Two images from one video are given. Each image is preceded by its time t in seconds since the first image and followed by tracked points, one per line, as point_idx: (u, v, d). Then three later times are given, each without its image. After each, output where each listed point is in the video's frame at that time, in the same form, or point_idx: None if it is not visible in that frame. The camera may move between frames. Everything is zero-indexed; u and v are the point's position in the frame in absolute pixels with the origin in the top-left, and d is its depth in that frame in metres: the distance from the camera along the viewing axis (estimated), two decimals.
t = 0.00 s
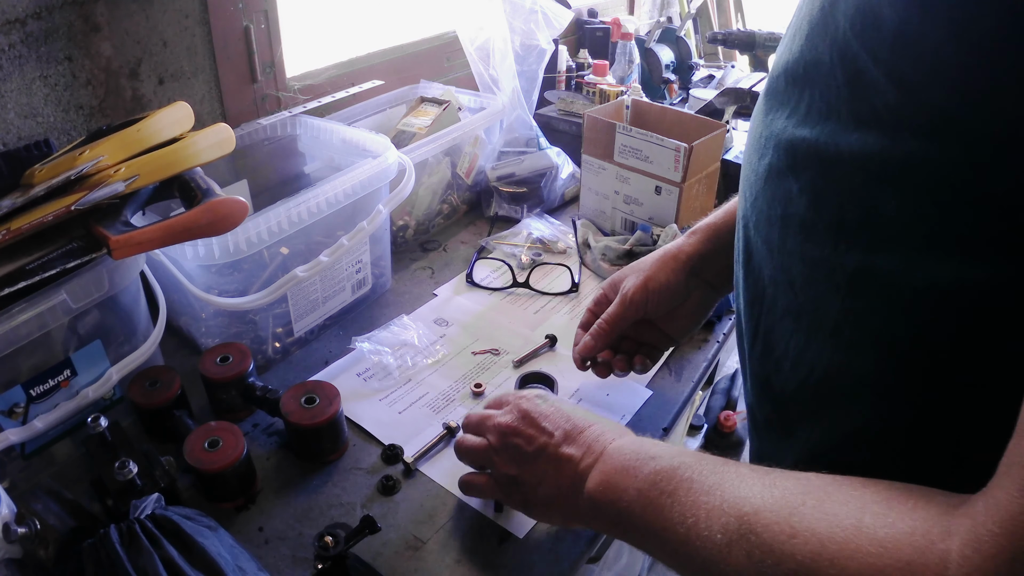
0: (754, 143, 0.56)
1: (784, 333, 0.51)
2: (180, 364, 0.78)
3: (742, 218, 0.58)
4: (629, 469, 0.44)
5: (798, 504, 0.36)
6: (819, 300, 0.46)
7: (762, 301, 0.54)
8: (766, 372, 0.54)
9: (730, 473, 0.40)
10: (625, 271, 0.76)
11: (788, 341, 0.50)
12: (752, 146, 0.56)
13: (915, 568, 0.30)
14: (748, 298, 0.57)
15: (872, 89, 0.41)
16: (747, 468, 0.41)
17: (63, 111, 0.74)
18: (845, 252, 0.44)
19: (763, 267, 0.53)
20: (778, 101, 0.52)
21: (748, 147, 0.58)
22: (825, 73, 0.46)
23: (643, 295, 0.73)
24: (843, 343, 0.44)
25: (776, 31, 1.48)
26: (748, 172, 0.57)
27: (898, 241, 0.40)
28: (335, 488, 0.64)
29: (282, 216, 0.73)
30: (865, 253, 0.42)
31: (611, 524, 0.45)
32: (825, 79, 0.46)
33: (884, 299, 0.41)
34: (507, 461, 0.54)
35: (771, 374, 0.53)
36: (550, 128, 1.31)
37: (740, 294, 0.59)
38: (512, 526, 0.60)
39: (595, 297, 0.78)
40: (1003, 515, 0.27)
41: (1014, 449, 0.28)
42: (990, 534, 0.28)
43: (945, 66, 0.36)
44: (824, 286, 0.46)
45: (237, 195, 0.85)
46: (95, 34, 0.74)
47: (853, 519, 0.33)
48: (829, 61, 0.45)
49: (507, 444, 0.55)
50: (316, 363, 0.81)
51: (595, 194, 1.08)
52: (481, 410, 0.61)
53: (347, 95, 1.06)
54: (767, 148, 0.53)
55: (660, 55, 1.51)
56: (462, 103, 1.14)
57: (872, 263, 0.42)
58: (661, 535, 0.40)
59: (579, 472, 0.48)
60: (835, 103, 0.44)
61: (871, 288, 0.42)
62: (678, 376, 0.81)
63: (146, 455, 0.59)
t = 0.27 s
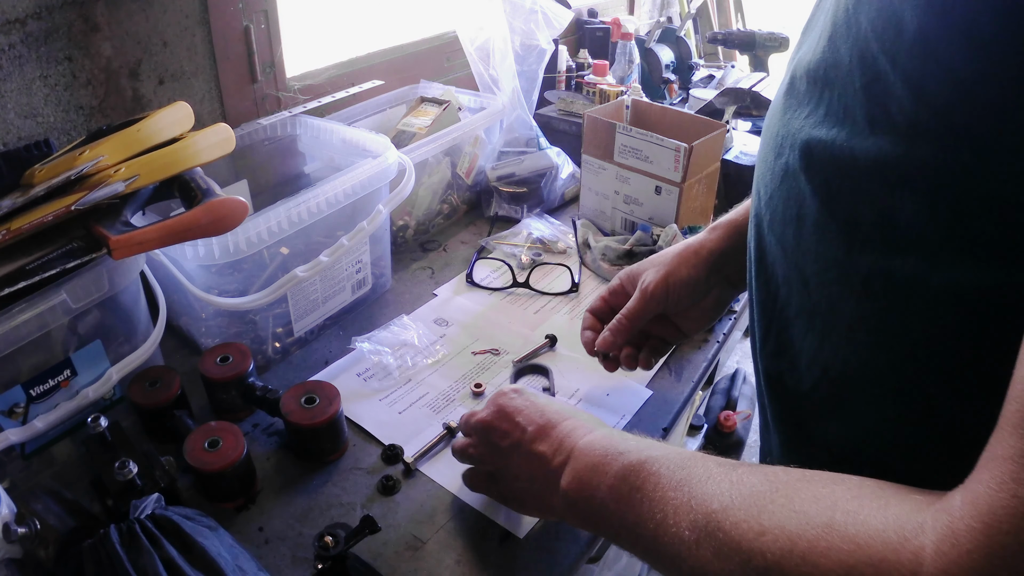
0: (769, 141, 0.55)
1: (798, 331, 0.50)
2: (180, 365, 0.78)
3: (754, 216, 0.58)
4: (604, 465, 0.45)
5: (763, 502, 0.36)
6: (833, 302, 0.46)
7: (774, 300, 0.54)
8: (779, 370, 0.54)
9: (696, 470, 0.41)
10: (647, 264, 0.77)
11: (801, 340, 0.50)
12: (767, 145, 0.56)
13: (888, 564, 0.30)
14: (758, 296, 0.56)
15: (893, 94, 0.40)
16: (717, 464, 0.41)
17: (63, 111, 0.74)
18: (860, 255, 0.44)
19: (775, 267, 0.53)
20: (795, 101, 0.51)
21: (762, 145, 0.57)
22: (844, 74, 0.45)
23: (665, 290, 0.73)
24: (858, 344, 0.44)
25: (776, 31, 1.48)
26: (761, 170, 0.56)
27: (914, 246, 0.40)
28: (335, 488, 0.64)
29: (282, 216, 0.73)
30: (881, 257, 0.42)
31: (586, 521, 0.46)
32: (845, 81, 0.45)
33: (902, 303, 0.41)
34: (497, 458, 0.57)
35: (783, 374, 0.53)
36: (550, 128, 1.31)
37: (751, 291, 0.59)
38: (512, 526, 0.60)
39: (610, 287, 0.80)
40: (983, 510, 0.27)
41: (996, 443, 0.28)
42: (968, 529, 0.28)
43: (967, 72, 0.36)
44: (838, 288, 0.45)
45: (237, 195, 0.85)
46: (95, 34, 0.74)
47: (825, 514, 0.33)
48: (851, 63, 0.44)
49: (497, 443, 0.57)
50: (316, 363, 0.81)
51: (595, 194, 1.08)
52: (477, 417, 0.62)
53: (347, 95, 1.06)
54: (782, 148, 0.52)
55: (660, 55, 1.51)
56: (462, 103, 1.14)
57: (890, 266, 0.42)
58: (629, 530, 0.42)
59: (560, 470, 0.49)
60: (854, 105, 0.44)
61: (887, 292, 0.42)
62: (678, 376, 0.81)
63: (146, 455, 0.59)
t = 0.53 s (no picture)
0: (785, 138, 0.54)
1: (811, 335, 0.49)
2: (180, 364, 0.78)
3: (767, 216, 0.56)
4: (645, 447, 0.40)
5: (812, 514, 0.32)
6: (854, 302, 0.45)
7: (787, 302, 0.52)
8: (792, 372, 0.52)
9: (746, 466, 0.35)
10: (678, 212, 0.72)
11: (815, 342, 0.49)
12: (783, 143, 0.54)
13: None
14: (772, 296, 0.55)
15: (924, 88, 0.39)
16: (772, 455, 0.35)
17: (63, 111, 0.74)
18: (881, 254, 0.42)
19: (790, 268, 0.52)
20: (811, 98, 0.50)
21: (778, 145, 0.56)
22: (868, 68, 0.43)
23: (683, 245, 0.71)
24: (878, 345, 0.43)
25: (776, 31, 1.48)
26: (777, 169, 0.55)
27: (935, 246, 0.39)
28: (335, 488, 0.64)
29: (282, 216, 0.73)
30: (903, 257, 0.41)
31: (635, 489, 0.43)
32: (868, 75, 0.43)
33: (922, 305, 0.40)
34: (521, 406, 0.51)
35: (796, 378, 0.52)
36: (550, 128, 1.31)
37: (765, 292, 0.57)
38: (512, 526, 0.60)
39: (623, 224, 0.80)
40: None
41: None
42: None
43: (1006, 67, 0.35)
44: (859, 288, 0.44)
45: (237, 195, 0.85)
46: (95, 34, 0.74)
47: (867, 513, 0.30)
48: (876, 56, 0.43)
49: (520, 389, 0.51)
50: (316, 363, 0.81)
51: (595, 194, 1.08)
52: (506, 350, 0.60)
53: (347, 95, 1.06)
54: (800, 145, 0.50)
55: (660, 55, 1.52)
56: (462, 103, 1.14)
57: (912, 265, 0.40)
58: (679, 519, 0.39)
59: (598, 434, 0.44)
60: (879, 100, 0.42)
61: (907, 293, 0.40)
62: (679, 376, 0.81)
63: (146, 454, 0.59)
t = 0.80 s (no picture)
0: (807, 141, 0.55)
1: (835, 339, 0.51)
2: (180, 364, 0.78)
3: (789, 217, 0.58)
4: (719, 390, 0.40)
5: (892, 479, 0.32)
6: (880, 301, 0.46)
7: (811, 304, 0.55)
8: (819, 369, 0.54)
9: (829, 419, 0.35)
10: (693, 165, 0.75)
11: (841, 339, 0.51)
12: (804, 146, 0.56)
13: None
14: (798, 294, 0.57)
15: (953, 92, 0.40)
16: (856, 411, 0.35)
17: (63, 111, 0.74)
18: (904, 254, 0.44)
19: (812, 263, 0.54)
20: (836, 99, 0.51)
21: (798, 149, 0.58)
22: (899, 73, 0.45)
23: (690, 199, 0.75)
24: (906, 340, 0.44)
25: (776, 31, 1.48)
26: (800, 172, 0.56)
27: (958, 248, 0.40)
28: (335, 488, 0.64)
29: (282, 216, 0.73)
30: (929, 258, 0.42)
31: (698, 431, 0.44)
32: (900, 80, 0.45)
33: (949, 305, 0.41)
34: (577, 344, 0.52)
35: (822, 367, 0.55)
36: (550, 128, 1.31)
37: (791, 290, 0.59)
38: (513, 527, 0.60)
39: (631, 162, 0.81)
40: None
41: None
42: None
43: None
44: (884, 287, 0.46)
45: (237, 195, 0.85)
46: (95, 34, 0.74)
47: (950, 483, 0.31)
48: (908, 60, 0.44)
49: (576, 325, 0.51)
50: (316, 363, 0.81)
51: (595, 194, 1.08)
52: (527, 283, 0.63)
53: (347, 95, 1.06)
54: (824, 148, 0.52)
55: (660, 55, 1.52)
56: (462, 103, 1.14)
57: (938, 271, 0.41)
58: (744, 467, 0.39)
59: (663, 373, 0.45)
60: (909, 104, 0.44)
61: (930, 292, 0.42)
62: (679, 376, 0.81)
63: (146, 455, 0.59)
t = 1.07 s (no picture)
0: (830, 143, 0.56)
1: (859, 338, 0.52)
2: (180, 364, 0.78)
3: (810, 220, 0.59)
4: (772, 356, 0.42)
5: (950, 458, 0.33)
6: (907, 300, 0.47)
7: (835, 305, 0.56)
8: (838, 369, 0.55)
9: (887, 393, 0.36)
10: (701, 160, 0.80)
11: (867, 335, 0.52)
12: (826, 148, 0.57)
13: None
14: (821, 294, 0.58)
15: (986, 92, 0.41)
16: (911, 389, 0.36)
17: (63, 111, 0.74)
18: (932, 253, 0.45)
19: (835, 263, 0.55)
20: (864, 99, 0.52)
21: (818, 152, 0.59)
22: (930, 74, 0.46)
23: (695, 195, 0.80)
24: (933, 338, 0.45)
25: (776, 31, 1.48)
26: (821, 173, 0.57)
27: (989, 248, 0.41)
28: (335, 488, 0.64)
29: (282, 216, 0.73)
30: (958, 256, 0.43)
31: (740, 400, 0.46)
32: (930, 80, 0.46)
33: (980, 305, 0.42)
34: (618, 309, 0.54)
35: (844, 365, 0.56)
36: (550, 128, 1.31)
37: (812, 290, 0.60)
38: (513, 527, 0.60)
39: (652, 145, 0.82)
40: None
41: None
42: None
43: None
44: (912, 286, 0.46)
45: (237, 195, 0.85)
46: (95, 34, 0.74)
47: (1006, 466, 0.31)
48: (939, 61, 0.45)
49: (616, 283, 0.53)
50: (316, 363, 0.81)
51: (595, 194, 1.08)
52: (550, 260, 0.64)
53: (347, 95, 1.06)
54: (849, 150, 0.53)
55: (660, 55, 1.52)
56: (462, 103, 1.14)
57: (966, 273, 0.42)
58: (788, 435, 0.41)
59: (712, 338, 0.47)
60: (940, 104, 0.44)
61: (958, 291, 0.43)
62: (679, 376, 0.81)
63: (146, 455, 0.59)
